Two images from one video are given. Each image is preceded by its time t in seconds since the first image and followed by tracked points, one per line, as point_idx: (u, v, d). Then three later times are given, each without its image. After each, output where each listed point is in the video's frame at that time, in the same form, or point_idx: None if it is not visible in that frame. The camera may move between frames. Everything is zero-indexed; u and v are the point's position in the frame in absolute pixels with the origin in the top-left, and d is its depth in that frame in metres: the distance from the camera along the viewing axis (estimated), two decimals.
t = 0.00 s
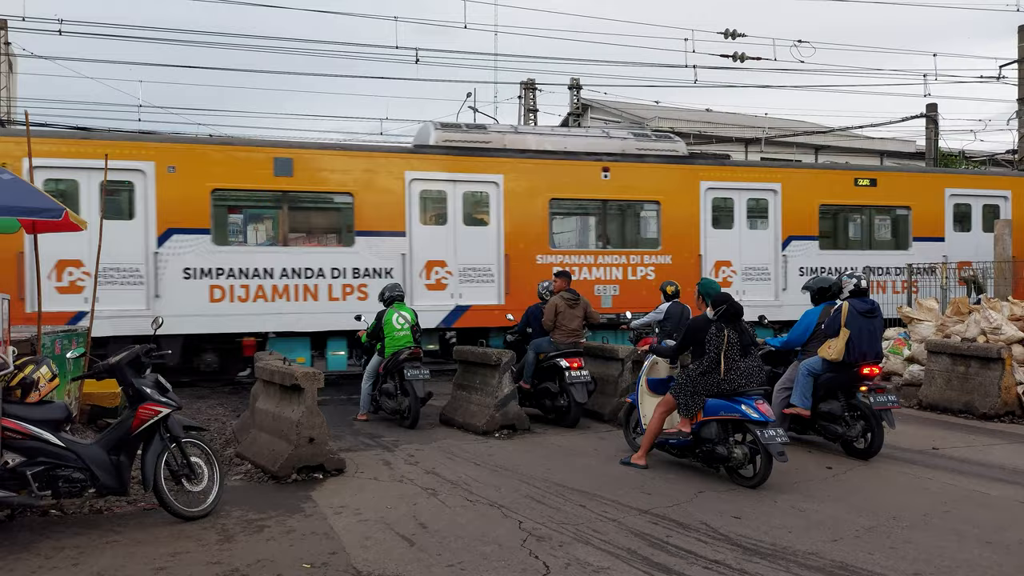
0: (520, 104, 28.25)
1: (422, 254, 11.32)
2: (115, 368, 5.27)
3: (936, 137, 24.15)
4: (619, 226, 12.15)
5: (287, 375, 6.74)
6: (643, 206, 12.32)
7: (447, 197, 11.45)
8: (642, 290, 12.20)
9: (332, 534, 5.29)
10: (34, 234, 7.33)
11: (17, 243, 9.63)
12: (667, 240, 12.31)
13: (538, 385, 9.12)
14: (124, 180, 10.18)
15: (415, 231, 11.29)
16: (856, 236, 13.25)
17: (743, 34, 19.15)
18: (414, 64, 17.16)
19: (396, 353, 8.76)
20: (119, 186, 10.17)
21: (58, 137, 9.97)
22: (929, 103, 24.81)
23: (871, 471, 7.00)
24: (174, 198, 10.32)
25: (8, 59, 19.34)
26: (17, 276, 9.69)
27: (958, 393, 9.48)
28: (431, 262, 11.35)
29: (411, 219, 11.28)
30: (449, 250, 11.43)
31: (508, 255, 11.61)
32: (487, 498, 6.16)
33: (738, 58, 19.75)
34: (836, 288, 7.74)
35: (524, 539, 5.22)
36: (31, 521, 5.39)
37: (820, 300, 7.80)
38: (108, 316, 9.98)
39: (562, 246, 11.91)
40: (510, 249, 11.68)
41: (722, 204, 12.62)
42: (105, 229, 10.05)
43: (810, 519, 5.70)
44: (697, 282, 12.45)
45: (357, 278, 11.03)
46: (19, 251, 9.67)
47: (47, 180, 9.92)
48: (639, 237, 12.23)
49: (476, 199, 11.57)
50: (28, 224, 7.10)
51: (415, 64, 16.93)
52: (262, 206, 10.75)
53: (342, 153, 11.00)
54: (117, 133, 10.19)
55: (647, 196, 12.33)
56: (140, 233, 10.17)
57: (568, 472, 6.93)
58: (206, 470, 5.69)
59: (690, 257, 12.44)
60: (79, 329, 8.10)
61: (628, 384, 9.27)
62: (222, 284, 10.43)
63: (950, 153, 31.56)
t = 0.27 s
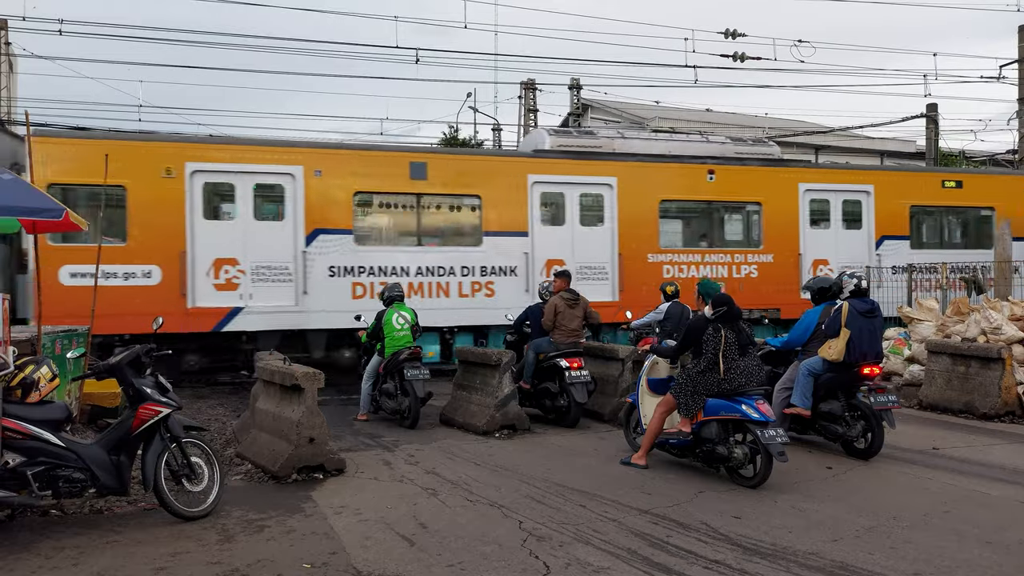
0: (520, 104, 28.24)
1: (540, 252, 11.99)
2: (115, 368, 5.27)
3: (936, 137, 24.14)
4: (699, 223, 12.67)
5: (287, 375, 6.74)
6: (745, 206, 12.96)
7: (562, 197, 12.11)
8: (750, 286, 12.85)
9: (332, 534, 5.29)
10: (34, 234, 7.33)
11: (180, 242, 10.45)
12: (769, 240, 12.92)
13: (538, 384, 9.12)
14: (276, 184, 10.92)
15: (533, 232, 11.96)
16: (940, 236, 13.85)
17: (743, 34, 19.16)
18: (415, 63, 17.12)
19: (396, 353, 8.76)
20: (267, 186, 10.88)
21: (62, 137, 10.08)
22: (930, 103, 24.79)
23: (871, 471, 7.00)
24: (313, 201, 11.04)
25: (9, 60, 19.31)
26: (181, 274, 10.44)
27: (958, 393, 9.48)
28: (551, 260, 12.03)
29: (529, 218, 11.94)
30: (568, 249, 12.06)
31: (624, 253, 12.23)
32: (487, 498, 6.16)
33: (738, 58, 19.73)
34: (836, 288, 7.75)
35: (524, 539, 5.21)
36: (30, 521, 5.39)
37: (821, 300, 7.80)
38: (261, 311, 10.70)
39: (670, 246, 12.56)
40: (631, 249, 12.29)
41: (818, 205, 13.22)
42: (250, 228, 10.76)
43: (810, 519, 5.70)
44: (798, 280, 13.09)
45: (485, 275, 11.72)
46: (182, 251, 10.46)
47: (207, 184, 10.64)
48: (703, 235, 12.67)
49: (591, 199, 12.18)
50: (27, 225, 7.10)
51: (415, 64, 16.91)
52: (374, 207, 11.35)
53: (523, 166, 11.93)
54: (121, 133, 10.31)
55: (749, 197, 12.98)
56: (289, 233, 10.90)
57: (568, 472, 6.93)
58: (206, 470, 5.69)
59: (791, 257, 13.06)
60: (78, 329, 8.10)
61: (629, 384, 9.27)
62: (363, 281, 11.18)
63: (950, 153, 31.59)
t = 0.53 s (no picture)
0: (520, 105, 28.26)
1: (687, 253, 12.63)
2: (115, 368, 5.26)
3: (936, 137, 24.15)
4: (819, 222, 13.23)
5: (287, 375, 6.74)
6: (842, 206, 13.47)
7: (673, 199, 12.62)
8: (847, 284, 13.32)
9: (332, 534, 5.29)
10: (34, 234, 7.33)
11: (324, 242, 10.96)
12: (863, 239, 13.46)
13: (538, 385, 9.12)
14: (409, 187, 11.42)
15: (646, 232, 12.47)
16: None
17: (744, 35, 19.17)
18: (415, 63, 17.13)
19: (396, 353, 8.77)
20: (404, 190, 11.40)
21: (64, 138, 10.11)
22: (930, 103, 24.80)
23: (871, 471, 7.00)
24: (455, 203, 11.58)
25: (9, 60, 19.34)
26: (328, 273, 10.99)
27: (958, 393, 9.48)
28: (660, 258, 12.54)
29: (641, 218, 12.44)
30: (677, 248, 12.56)
31: (728, 251, 12.76)
32: (488, 498, 6.16)
33: (738, 58, 19.73)
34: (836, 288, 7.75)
35: (524, 539, 5.21)
36: (30, 521, 5.39)
37: (821, 300, 7.80)
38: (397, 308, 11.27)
39: (769, 245, 13.05)
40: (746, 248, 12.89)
41: (910, 207, 13.79)
42: (386, 229, 11.27)
43: (810, 519, 5.70)
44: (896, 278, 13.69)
45: (599, 274, 12.20)
46: (323, 251, 10.97)
47: (348, 187, 11.14)
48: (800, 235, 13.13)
49: (698, 201, 12.67)
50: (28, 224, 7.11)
51: (415, 64, 16.92)
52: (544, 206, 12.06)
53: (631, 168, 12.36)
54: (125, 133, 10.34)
55: (845, 198, 13.49)
56: (423, 233, 11.42)
57: (568, 472, 6.93)
58: (206, 470, 5.69)
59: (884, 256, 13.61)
60: (79, 329, 8.10)
61: (629, 384, 9.28)
62: (490, 279, 11.66)
63: (951, 153, 31.63)
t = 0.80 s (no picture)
0: (520, 105, 28.24)
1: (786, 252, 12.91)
2: (115, 368, 5.26)
3: (936, 137, 24.15)
4: (895, 222, 13.44)
5: (287, 375, 6.74)
6: (931, 207, 13.77)
7: (774, 201, 12.89)
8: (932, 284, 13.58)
9: (333, 533, 5.29)
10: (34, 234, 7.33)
11: (453, 242, 11.44)
12: (951, 240, 13.79)
13: (538, 385, 9.11)
14: (528, 190, 11.83)
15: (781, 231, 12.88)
16: None
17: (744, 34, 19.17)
18: (415, 63, 17.11)
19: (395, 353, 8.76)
20: (521, 193, 11.80)
21: (64, 138, 10.04)
22: (930, 103, 24.82)
23: (871, 471, 6.99)
24: (567, 205, 11.99)
25: (9, 60, 19.34)
26: (454, 273, 11.46)
27: (958, 393, 9.48)
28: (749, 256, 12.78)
29: (745, 221, 12.76)
30: (778, 249, 12.87)
31: (826, 253, 13.05)
32: (488, 497, 6.16)
33: (738, 57, 19.73)
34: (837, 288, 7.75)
35: (524, 539, 5.21)
36: (30, 521, 5.39)
37: (822, 300, 7.80)
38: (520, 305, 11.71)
39: (865, 246, 13.35)
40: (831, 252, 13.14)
41: (993, 208, 14.12)
42: (509, 229, 11.71)
43: (810, 519, 5.70)
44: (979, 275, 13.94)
45: (706, 274, 12.54)
46: (455, 250, 11.45)
47: (473, 190, 11.56)
48: (889, 235, 13.43)
49: (799, 203, 12.96)
50: (29, 225, 7.11)
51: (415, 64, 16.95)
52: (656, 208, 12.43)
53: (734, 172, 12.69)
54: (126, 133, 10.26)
55: (934, 200, 13.78)
56: (542, 235, 11.85)
57: (568, 472, 6.93)
58: (207, 470, 5.69)
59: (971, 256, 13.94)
60: (79, 329, 8.10)
61: (628, 384, 9.28)
62: (605, 279, 12.04)
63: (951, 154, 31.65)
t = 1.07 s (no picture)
0: (521, 105, 28.25)
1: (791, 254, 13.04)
2: (116, 368, 5.26)
3: (936, 137, 24.16)
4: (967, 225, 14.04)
5: (287, 375, 6.74)
6: (1002, 212, 14.38)
7: (870, 205, 13.50)
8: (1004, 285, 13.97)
9: (333, 533, 5.29)
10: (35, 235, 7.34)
11: (572, 244, 12.00)
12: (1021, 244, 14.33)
13: (538, 385, 9.11)
14: (641, 195, 12.36)
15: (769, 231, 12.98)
16: None
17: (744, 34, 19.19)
18: (415, 63, 17.12)
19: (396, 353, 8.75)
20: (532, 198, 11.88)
21: (63, 138, 10.02)
22: (930, 103, 24.83)
23: (871, 471, 6.99)
24: (679, 210, 12.51)
25: (9, 60, 19.37)
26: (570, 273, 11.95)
27: (959, 393, 9.48)
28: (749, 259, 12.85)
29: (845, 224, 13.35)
30: (873, 250, 13.48)
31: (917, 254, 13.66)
32: (488, 498, 6.16)
33: (738, 58, 19.74)
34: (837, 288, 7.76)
35: (525, 540, 5.21)
36: (30, 521, 5.39)
37: (822, 300, 7.80)
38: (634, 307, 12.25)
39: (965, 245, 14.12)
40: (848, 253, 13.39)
41: None
42: (589, 233, 12.11)
43: (810, 519, 5.70)
44: None
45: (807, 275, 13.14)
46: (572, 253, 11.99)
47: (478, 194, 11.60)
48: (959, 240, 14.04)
49: (893, 206, 13.55)
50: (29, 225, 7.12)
51: (415, 65, 17.00)
52: (775, 212, 13.04)
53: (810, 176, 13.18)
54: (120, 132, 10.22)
55: (1004, 205, 14.42)
56: (653, 238, 12.40)
57: (568, 472, 6.93)
58: (207, 470, 5.69)
59: None
60: (80, 329, 8.10)
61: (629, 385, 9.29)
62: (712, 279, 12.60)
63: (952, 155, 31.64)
